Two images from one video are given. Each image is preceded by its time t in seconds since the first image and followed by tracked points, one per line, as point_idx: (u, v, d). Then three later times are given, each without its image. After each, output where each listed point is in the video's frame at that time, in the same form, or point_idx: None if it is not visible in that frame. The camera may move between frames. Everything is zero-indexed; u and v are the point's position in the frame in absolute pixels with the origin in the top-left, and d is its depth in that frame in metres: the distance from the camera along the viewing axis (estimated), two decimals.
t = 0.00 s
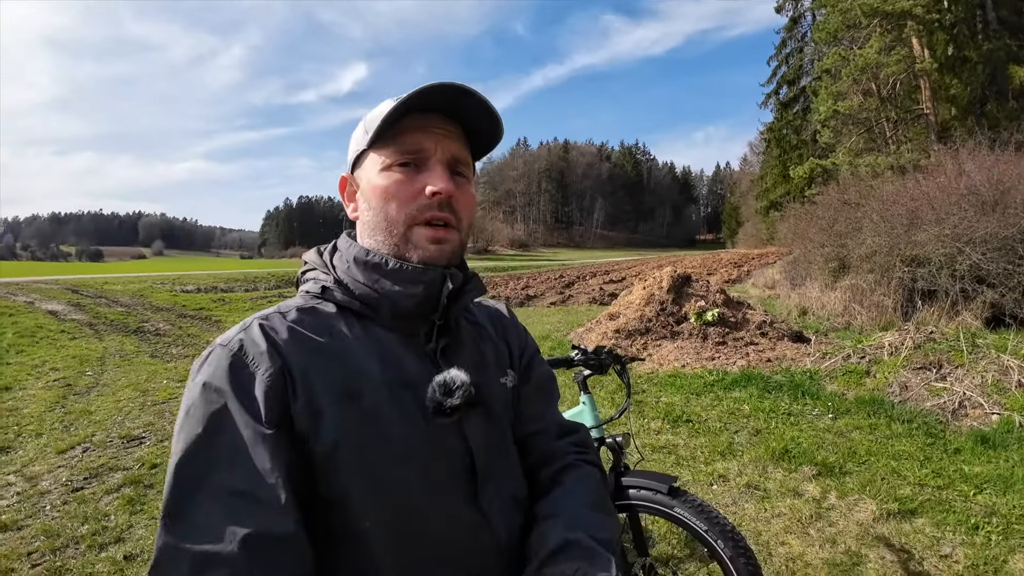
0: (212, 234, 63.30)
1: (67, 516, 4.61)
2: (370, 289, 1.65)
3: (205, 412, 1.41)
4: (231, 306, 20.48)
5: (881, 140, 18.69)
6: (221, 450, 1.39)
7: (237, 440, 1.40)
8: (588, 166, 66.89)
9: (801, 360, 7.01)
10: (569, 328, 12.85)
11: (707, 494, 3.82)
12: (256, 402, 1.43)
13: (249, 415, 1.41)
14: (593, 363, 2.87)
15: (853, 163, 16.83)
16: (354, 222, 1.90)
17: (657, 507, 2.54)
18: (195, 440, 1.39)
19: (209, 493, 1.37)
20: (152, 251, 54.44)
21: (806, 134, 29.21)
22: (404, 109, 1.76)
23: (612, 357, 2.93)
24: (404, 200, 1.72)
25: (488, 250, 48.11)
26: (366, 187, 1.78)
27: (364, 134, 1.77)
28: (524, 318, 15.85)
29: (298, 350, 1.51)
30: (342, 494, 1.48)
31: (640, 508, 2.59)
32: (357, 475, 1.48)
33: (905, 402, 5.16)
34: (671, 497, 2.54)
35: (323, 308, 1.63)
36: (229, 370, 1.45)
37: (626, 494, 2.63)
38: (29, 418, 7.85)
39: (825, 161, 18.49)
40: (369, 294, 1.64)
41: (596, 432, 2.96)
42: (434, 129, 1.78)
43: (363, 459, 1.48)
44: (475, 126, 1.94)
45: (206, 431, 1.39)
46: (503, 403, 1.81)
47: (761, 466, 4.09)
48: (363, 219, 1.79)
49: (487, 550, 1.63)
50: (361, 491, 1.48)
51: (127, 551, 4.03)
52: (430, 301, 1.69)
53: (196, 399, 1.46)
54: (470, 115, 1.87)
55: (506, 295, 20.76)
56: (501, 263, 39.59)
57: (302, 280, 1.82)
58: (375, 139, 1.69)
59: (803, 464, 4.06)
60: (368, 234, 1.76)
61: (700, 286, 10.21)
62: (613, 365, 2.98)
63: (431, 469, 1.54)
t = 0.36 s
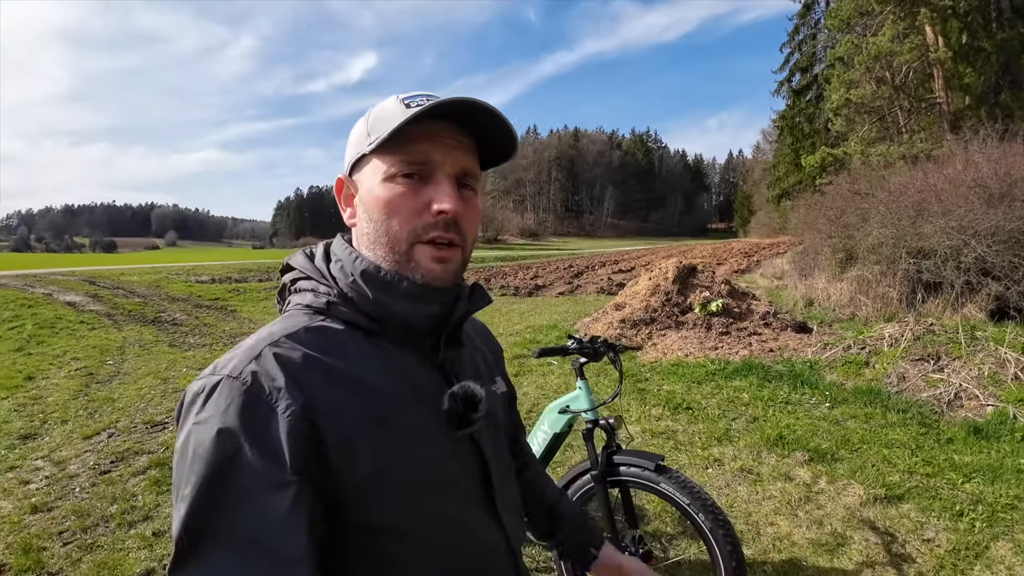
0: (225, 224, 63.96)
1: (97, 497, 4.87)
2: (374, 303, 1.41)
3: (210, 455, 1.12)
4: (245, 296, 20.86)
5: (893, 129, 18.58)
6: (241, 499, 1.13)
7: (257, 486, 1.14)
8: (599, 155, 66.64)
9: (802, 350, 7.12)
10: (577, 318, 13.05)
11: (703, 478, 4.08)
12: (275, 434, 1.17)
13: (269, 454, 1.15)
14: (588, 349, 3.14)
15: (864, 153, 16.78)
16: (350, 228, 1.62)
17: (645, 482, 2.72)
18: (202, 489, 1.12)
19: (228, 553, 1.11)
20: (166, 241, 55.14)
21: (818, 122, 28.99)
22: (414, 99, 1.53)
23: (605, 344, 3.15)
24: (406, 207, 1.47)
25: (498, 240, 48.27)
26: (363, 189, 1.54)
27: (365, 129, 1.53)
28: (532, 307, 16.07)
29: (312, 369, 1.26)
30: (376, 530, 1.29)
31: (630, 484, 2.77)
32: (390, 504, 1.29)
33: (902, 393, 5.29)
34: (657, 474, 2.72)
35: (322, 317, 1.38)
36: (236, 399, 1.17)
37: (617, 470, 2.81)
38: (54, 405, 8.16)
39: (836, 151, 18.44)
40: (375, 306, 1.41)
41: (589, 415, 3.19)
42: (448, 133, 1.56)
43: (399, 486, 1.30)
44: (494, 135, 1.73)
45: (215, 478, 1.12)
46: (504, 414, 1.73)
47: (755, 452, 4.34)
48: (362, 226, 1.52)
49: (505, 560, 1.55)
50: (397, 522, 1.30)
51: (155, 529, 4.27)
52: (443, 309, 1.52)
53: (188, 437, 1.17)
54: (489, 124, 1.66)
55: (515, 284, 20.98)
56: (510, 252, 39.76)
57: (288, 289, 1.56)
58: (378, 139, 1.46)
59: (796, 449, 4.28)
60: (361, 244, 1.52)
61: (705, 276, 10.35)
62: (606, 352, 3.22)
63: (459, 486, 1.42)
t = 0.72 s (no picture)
0: (238, 215, 64.49)
1: (119, 478, 5.07)
2: (379, 300, 1.45)
3: (234, 465, 1.10)
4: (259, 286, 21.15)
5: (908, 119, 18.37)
6: (267, 508, 1.11)
7: (283, 493, 1.13)
8: (611, 145, 66.29)
9: (808, 342, 7.17)
10: (585, 309, 13.17)
11: (703, 462, 4.32)
12: (298, 439, 1.16)
13: (294, 458, 1.14)
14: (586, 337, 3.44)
15: (879, 143, 16.63)
16: (352, 219, 1.64)
17: (637, 461, 2.94)
18: (228, 500, 1.09)
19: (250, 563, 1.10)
20: (181, 232, 55.72)
21: (833, 112, 28.66)
22: (428, 94, 1.56)
23: (601, 332, 3.46)
24: (414, 206, 1.51)
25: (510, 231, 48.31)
26: (368, 181, 1.56)
27: (376, 120, 1.55)
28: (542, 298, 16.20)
29: (327, 369, 1.25)
30: (392, 526, 1.32)
31: (624, 463, 2.98)
32: (405, 499, 1.33)
33: (904, 384, 5.35)
34: (650, 454, 2.94)
35: (325, 312, 1.38)
36: (257, 404, 1.15)
37: (612, 450, 3.02)
38: (76, 392, 8.41)
39: (850, 141, 18.28)
40: (381, 303, 1.44)
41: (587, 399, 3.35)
42: (460, 135, 1.60)
43: (413, 482, 1.34)
44: (502, 140, 1.78)
45: (241, 488, 1.10)
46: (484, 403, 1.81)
47: (755, 439, 4.57)
48: (365, 221, 1.55)
49: (495, 542, 1.64)
50: (412, 518, 1.34)
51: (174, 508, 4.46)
52: (442, 305, 1.56)
53: (204, 444, 1.14)
54: (500, 129, 1.71)
55: (525, 275, 21.10)
56: (521, 244, 39.79)
57: (280, 278, 1.54)
58: (391, 134, 1.49)
59: (794, 438, 4.48)
60: (364, 237, 1.54)
61: (713, 268, 10.40)
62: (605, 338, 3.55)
63: (461, 476, 1.47)
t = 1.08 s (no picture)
0: (252, 211, 65.02)
1: (135, 467, 5.19)
2: (377, 293, 1.50)
3: (245, 464, 1.14)
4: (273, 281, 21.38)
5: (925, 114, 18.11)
6: (279, 504, 1.16)
7: (293, 490, 1.17)
8: (623, 140, 65.98)
9: (819, 338, 7.15)
10: (595, 304, 13.18)
11: (708, 457, 4.35)
12: (305, 435, 1.20)
13: (303, 455, 1.19)
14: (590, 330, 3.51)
15: (895, 139, 16.43)
16: (346, 213, 1.67)
17: (641, 452, 2.98)
18: (239, 499, 1.14)
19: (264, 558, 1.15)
20: (196, 228, 56.29)
21: (849, 107, 28.31)
22: (420, 85, 1.58)
23: (606, 327, 3.55)
24: (409, 197, 1.53)
25: (522, 227, 48.32)
26: (362, 173, 1.58)
27: (370, 112, 1.58)
28: (553, 294, 16.23)
29: (330, 365, 1.30)
30: (399, 515, 1.38)
31: (628, 455, 3.03)
32: (410, 489, 1.39)
33: (915, 381, 5.32)
34: (653, 445, 2.98)
35: (324, 307, 1.42)
36: (262, 403, 1.19)
37: (616, 442, 3.07)
38: (94, 384, 8.58)
39: (865, 136, 18.06)
40: (379, 295, 1.50)
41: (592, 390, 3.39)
42: (454, 125, 1.64)
43: (417, 472, 1.40)
44: (496, 130, 1.82)
45: (251, 486, 1.14)
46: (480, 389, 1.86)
47: (762, 435, 4.58)
48: (361, 215, 1.57)
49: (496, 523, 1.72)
50: (417, 506, 1.40)
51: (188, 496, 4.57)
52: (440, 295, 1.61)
53: (211, 443, 1.18)
54: (492, 119, 1.76)
55: (537, 270, 21.13)
56: (533, 239, 39.78)
57: (275, 275, 1.57)
58: (385, 127, 1.52)
59: (802, 434, 4.49)
60: (359, 229, 1.57)
61: (724, 264, 10.37)
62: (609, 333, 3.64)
63: (463, 463, 1.54)
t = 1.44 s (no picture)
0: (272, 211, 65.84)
1: (155, 461, 5.32)
2: (387, 296, 1.53)
3: (252, 465, 1.18)
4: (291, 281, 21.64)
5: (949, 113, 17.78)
6: (286, 504, 1.20)
7: (300, 490, 1.21)
8: (641, 140, 65.64)
9: (838, 341, 7.07)
10: (611, 305, 13.16)
11: (723, 460, 4.33)
12: (312, 437, 1.24)
13: (310, 457, 1.23)
14: (604, 330, 3.52)
15: (917, 138, 16.15)
16: (354, 217, 1.71)
17: (653, 453, 2.99)
18: (245, 499, 1.18)
19: (272, 556, 1.19)
20: (217, 228, 57.14)
21: (871, 107, 27.87)
22: (415, 84, 1.62)
23: (619, 327, 3.55)
24: (413, 198, 1.57)
25: (538, 227, 48.32)
26: (366, 177, 1.62)
27: (369, 116, 1.61)
28: (569, 294, 16.21)
29: (338, 367, 1.33)
30: (407, 516, 1.42)
31: (640, 455, 3.04)
32: (418, 490, 1.42)
33: (935, 385, 5.24)
34: (666, 446, 2.99)
35: (334, 309, 1.46)
36: (270, 404, 1.23)
37: (628, 443, 3.08)
38: (116, 380, 8.78)
39: (886, 135, 17.78)
40: (388, 297, 1.53)
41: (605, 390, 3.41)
42: (454, 123, 1.67)
43: (426, 474, 1.43)
44: (498, 127, 1.85)
45: (258, 487, 1.18)
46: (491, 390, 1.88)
47: (778, 438, 4.56)
48: (367, 219, 1.61)
49: (508, 524, 1.74)
50: (424, 507, 1.43)
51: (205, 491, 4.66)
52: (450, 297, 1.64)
53: (222, 444, 1.22)
54: (492, 115, 1.78)
55: (553, 271, 21.12)
56: (549, 240, 39.74)
57: (289, 278, 1.62)
58: (385, 130, 1.55)
59: (819, 438, 4.45)
60: (368, 233, 1.61)
61: (742, 265, 10.29)
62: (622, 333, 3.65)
63: (474, 464, 1.56)
